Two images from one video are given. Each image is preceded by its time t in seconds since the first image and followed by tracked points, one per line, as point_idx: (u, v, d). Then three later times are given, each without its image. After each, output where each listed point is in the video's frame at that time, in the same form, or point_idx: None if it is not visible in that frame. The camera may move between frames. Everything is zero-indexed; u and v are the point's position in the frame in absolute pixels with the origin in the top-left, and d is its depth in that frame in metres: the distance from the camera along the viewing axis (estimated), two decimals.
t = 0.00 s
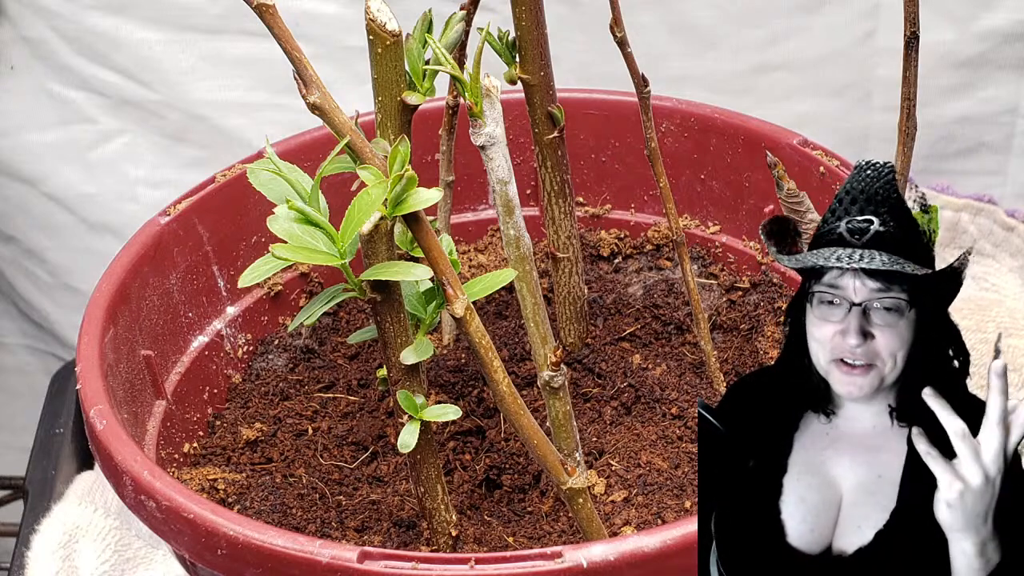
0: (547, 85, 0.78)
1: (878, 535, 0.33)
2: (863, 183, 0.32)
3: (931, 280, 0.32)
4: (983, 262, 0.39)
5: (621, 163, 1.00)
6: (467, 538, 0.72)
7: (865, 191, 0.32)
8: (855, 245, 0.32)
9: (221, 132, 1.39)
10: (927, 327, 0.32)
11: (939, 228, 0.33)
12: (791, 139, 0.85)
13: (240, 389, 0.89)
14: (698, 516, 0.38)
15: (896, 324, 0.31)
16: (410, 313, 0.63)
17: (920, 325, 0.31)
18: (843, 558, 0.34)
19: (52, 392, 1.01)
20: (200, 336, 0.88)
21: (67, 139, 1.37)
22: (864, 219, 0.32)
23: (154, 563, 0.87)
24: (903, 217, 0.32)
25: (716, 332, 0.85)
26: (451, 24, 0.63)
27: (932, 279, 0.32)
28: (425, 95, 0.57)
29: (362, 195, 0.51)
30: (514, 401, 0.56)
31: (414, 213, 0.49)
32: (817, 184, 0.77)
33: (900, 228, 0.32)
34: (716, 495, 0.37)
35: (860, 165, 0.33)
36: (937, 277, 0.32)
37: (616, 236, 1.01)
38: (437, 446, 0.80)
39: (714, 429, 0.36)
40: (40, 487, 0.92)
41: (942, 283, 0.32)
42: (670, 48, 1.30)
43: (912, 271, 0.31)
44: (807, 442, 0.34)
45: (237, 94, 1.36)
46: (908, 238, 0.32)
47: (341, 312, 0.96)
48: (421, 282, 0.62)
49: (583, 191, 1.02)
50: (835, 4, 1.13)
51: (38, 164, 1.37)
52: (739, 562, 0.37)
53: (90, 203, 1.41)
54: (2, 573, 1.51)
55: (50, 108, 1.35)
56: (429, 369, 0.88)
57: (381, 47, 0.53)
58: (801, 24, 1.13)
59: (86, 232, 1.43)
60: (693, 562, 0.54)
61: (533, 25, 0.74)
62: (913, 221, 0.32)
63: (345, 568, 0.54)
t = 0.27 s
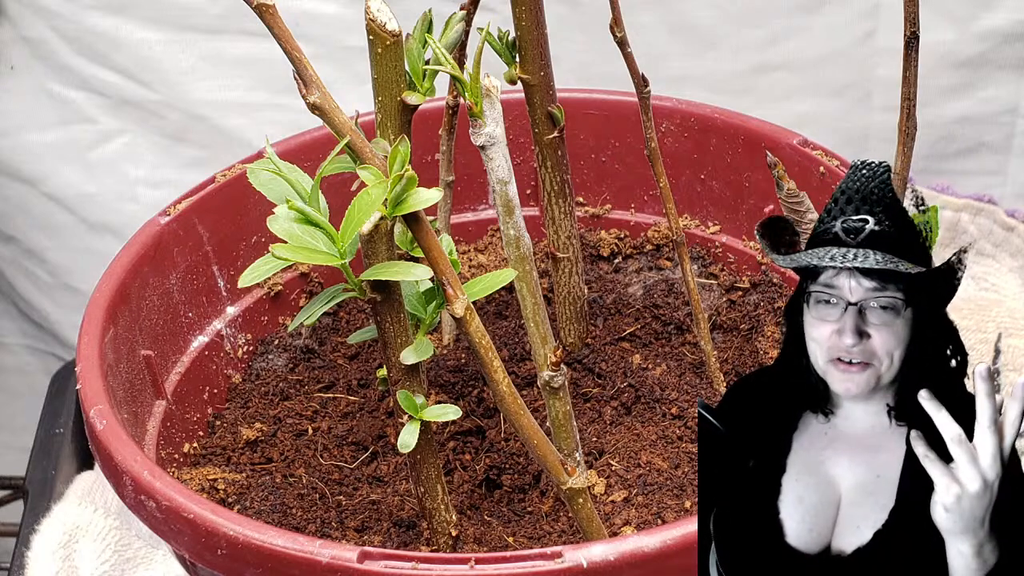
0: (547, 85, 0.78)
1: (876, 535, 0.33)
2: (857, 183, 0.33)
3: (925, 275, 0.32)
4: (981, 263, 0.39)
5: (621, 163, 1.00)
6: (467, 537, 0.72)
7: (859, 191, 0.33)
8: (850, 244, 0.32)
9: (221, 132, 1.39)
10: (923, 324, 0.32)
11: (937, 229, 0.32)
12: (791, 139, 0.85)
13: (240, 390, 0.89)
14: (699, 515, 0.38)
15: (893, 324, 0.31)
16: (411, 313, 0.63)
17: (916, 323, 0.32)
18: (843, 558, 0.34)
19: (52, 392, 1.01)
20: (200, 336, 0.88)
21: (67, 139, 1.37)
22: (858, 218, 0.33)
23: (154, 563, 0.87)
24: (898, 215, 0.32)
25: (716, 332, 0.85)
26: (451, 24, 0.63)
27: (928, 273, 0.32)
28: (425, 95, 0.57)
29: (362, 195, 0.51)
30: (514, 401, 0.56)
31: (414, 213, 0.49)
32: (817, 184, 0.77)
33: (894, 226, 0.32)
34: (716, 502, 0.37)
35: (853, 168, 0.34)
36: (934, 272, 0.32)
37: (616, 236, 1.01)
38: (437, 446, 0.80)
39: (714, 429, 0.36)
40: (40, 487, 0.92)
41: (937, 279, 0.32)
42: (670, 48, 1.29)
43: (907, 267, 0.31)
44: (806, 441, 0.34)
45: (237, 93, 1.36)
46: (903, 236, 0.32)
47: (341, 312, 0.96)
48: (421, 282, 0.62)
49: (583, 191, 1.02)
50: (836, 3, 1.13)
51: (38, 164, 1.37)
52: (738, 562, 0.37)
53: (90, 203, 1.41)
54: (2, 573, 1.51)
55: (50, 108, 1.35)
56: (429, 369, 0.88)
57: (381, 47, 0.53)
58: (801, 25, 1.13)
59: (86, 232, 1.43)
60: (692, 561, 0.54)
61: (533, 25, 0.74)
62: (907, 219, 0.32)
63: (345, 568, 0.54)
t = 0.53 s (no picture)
0: (547, 85, 0.78)
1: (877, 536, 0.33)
2: (851, 180, 0.33)
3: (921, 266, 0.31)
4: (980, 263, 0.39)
5: (621, 163, 1.00)
6: (467, 537, 0.72)
7: (853, 188, 0.33)
8: (842, 238, 0.33)
9: (221, 132, 1.39)
10: (918, 321, 0.31)
11: (934, 230, 0.32)
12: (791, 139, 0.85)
13: (240, 389, 0.89)
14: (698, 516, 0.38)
15: (886, 318, 0.31)
16: (411, 313, 0.63)
17: (911, 319, 0.31)
18: (843, 558, 0.34)
19: (52, 392, 1.01)
20: (200, 336, 0.88)
21: (67, 139, 1.37)
22: (852, 214, 0.33)
23: (154, 563, 0.87)
24: (891, 211, 0.32)
25: (716, 332, 0.85)
26: (452, 24, 0.63)
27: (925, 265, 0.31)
28: (425, 95, 0.57)
29: (362, 195, 0.51)
30: (514, 401, 0.56)
31: (414, 213, 0.49)
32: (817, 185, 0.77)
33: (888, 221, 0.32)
34: (714, 502, 0.37)
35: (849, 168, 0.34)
36: (930, 267, 0.31)
37: (616, 236, 1.01)
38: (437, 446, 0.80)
39: (715, 429, 0.36)
40: (40, 487, 0.92)
41: (933, 275, 0.31)
42: (670, 49, 1.29)
43: (894, 259, 0.31)
44: (806, 441, 0.34)
45: (237, 93, 1.36)
46: (896, 231, 0.32)
47: (341, 312, 0.96)
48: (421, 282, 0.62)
49: (583, 191, 1.02)
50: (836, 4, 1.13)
51: (38, 164, 1.37)
52: (740, 562, 0.37)
53: (90, 203, 1.41)
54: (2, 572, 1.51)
55: (50, 108, 1.35)
56: (429, 369, 0.88)
57: (381, 47, 0.53)
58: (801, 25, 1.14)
59: (86, 232, 1.43)
60: (693, 562, 0.54)
61: (533, 25, 0.74)
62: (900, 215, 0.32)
63: (345, 568, 0.54)
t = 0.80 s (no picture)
0: (547, 85, 0.78)
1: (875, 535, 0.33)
2: (848, 179, 0.34)
3: (917, 256, 0.32)
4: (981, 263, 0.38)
5: (621, 163, 1.00)
6: (467, 537, 0.72)
7: (850, 186, 0.34)
8: (838, 235, 0.33)
9: (221, 132, 1.39)
10: (915, 319, 0.31)
11: (933, 229, 0.33)
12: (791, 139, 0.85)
13: (240, 389, 0.89)
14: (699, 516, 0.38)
15: (882, 315, 0.31)
16: (411, 312, 0.63)
17: (908, 316, 0.31)
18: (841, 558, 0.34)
19: (52, 392, 1.01)
20: (200, 336, 0.88)
21: (67, 139, 1.37)
22: (848, 212, 0.33)
23: (154, 563, 0.87)
24: (887, 209, 0.33)
25: (716, 332, 0.85)
26: (451, 24, 0.63)
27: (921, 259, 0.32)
28: (425, 95, 0.57)
29: (362, 195, 0.51)
30: (514, 401, 0.56)
31: (414, 213, 0.49)
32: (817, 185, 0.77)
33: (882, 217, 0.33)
34: (715, 501, 0.38)
35: (844, 168, 0.35)
36: (928, 264, 0.32)
37: (616, 236, 1.01)
38: (437, 446, 0.80)
39: (715, 429, 0.37)
40: (40, 487, 0.92)
41: (929, 273, 0.32)
42: (670, 48, 1.29)
43: (887, 253, 0.32)
44: (806, 440, 0.34)
45: (237, 93, 1.36)
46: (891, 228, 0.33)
47: (341, 312, 0.96)
48: (421, 282, 0.62)
49: (583, 191, 1.02)
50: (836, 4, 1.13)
51: (38, 164, 1.37)
52: (740, 563, 0.37)
53: (90, 203, 1.41)
54: (2, 573, 1.51)
55: (50, 108, 1.35)
56: (429, 369, 0.88)
57: (382, 47, 0.53)
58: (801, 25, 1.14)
59: (86, 232, 1.43)
60: (693, 562, 0.54)
61: (533, 25, 0.74)
62: (896, 213, 0.33)
63: (345, 568, 0.54)
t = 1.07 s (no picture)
0: (547, 85, 0.78)
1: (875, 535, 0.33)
2: (846, 179, 0.34)
3: (914, 256, 0.32)
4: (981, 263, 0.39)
5: (621, 163, 1.00)
6: (467, 537, 0.72)
7: (848, 186, 0.33)
8: (835, 235, 0.33)
9: (221, 132, 1.39)
10: (912, 318, 0.31)
11: (933, 227, 0.33)
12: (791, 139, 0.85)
13: (240, 389, 0.89)
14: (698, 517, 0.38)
15: (879, 316, 0.31)
16: (411, 313, 0.63)
17: (905, 316, 0.31)
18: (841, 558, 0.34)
19: (52, 392, 1.01)
20: (200, 336, 0.88)
21: (67, 139, 1.37)
22: (845, 212, 0.33)
23: (154, 563, 0.87)
24: (883, 209, 0.33)
25: (716, 332, 0.85)
26: (451, 24, 0.63)
27: (918, 259, 0.32)
28: (425, 95, 0.57)
29: (362, 195, 0.51)
30: (514, 401, 0.56)
31: (414, 213, 0.49)
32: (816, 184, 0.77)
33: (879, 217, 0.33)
34: (713, 502, 0.37)
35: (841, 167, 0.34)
36: (925, 264, 0.32)
37: (616, 236, 1.01)
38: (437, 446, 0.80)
39: (714, 429, 0.37)
40: (39, 487, 0.92)
41: (926, 274, 0.32)
42: (670, 48, 1.29)
43: (883, 254, 0.32)
44: (805, 440, 0.34)
45: (237, 94, 1.36)
46: (887, 228, 0.32)
47: (341, 312, 0.96)
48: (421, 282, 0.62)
49: (583, 191, 1.02)
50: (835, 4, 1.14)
51: (38, 164, 1.37)
52: (740, 563, 0.37)
53: (90, 203, 1.41)
54: (2, 573, 1.51)
55: (50, 108, 1.35)
56: (429, 369, 0.88)
57: (381, 47, 0.53)
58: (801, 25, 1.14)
59: (86, 232, 1.43)
60: (693, 562, 0.54)
61: (533, 25, 0.74)
62: (893, 213, 0.33)
63: (345, 568, 0.54)
